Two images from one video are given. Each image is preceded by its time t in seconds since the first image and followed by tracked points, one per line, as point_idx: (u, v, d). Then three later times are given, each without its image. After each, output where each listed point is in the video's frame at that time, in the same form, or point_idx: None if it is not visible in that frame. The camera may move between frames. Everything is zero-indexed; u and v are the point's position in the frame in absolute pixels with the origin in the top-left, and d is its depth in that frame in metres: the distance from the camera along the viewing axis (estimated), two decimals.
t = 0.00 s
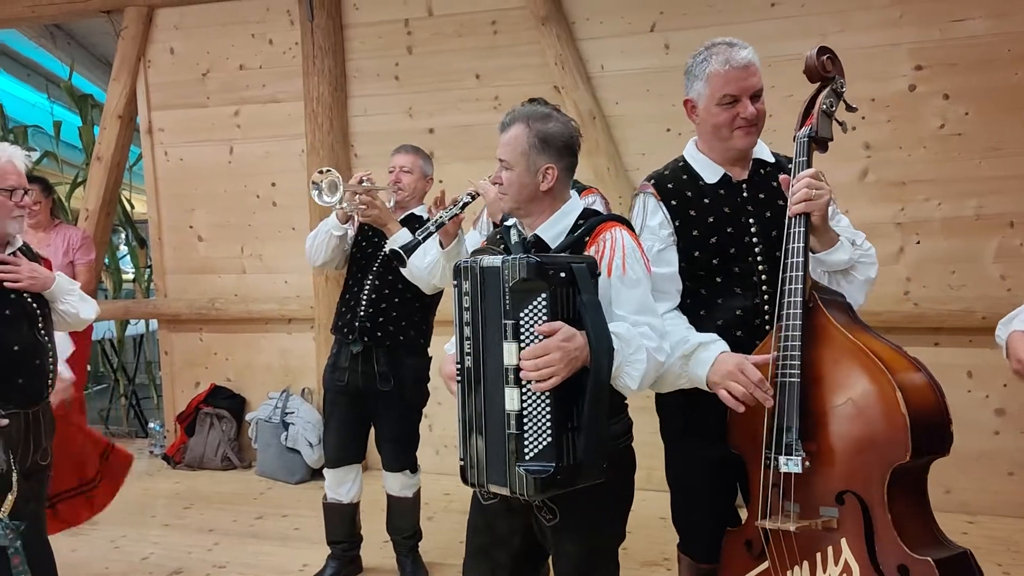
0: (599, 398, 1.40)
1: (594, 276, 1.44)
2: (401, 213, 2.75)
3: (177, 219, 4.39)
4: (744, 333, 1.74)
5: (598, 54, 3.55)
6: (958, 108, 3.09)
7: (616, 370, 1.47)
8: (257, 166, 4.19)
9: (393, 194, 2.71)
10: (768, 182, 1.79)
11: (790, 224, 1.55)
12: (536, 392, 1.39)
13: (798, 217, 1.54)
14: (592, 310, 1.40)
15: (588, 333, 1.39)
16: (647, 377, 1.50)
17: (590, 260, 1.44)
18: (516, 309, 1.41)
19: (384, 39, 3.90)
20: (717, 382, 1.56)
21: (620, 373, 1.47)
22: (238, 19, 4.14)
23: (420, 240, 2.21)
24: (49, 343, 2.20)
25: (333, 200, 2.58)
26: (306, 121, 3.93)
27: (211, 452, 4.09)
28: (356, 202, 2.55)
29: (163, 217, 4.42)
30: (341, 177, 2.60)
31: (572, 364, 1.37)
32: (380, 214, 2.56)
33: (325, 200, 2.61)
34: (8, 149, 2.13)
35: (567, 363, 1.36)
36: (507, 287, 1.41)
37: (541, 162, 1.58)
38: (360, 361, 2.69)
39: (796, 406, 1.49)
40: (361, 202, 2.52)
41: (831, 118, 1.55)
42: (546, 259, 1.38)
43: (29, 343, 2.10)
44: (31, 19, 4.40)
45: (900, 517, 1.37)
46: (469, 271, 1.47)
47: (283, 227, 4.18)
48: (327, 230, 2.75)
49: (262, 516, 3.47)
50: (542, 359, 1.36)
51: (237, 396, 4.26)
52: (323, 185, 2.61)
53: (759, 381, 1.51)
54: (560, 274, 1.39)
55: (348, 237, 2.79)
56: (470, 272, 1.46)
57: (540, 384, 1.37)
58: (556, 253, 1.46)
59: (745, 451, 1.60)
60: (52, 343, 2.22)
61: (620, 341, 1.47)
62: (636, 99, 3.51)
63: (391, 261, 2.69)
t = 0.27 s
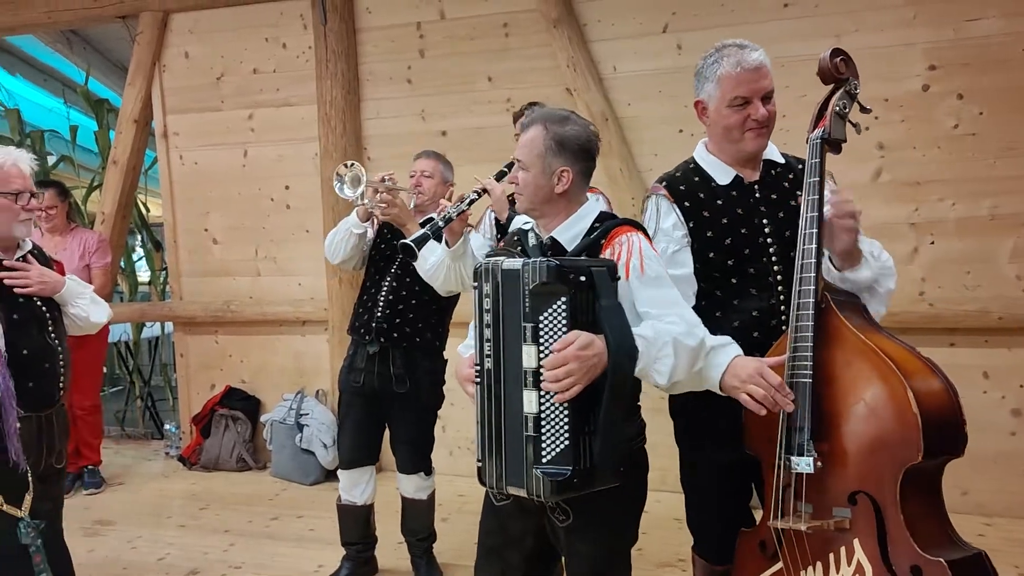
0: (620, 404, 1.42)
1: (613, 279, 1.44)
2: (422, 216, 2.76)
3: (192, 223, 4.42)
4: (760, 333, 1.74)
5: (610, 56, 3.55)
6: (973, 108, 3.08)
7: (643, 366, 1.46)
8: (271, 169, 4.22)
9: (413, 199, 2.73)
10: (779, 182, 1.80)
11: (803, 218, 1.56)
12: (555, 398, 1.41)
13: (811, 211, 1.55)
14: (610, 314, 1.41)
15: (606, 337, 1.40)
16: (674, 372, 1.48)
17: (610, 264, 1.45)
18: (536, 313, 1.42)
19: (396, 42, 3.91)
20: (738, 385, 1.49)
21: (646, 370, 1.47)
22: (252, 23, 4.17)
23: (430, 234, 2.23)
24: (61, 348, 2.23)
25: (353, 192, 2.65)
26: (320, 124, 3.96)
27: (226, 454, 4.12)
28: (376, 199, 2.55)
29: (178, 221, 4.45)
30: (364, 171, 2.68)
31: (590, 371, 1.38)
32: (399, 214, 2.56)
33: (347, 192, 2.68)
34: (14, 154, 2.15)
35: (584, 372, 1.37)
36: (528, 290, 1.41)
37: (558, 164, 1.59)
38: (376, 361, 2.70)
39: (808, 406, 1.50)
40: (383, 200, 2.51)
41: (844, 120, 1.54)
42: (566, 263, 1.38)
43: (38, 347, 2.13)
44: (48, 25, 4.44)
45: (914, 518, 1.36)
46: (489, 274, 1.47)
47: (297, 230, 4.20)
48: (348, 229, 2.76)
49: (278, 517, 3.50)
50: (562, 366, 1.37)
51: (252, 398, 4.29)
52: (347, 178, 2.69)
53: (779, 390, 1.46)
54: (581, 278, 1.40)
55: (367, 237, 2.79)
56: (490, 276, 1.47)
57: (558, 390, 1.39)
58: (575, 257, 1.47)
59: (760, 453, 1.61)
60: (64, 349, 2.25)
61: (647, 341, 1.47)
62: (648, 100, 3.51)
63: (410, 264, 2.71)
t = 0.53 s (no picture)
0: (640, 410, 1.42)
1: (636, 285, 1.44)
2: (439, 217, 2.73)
3: (207, 227, 4.45)
4: (776, 335, 1.73)
5: (623, 58, 3.55)
6: (990, 107, 3.05)
7: (665, 364, 1.45)
8: (286, 174, 4.24)
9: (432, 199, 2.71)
10: (793, 183, 1.80)
11: (819, 222, 1.55)
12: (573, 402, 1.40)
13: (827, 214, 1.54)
14: (631, 318, 1.41)
15: (627, 342, 1.39)
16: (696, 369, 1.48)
17: (632, 267, 1.44)
18: (555, 315, 1.42)
19: (409, 46, 3.93)
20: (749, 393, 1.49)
21: (669, 367, 1.46)
22: (266, 29, 4.19)
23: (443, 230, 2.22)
24: (65, 355, 2.23)
25: (369, 185, 2.64)
26: (333, 129, 3.97)
27: (242, 458, 4.13)
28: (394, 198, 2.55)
29: (194, 225, 4.48)
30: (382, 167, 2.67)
31: (610, 373, 1.38)
32: (416, 213, 2.55)
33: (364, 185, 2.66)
34: (15, 160, 2.14)
35: (605, 374, 1.37)
36: (547, 294, 1.41)
37: (575, 167, 1.58)
38: (393, 364, 2.71)
39: (824, 413, 1.48)
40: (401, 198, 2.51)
41: (860, 119, 1.53)
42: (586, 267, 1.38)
43: (42, 354, 2.14)
44: (65, 33, 4.49)
45: (931, 524, 1.36)
46: (510, 276, 1.46)
47: (311, 234, 4.22)
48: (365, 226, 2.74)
49: (293, 520, 3.51)
50: (583, 369, 1.36)
51: (267, 401, 4.31)
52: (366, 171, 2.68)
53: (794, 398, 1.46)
54: (601, 281, 1.40)
55: (384, 236, 2.78)
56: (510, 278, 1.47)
57: (577, 393, 1.38)
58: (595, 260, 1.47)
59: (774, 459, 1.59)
60: (69, 356, 2.25)
61: (669, 343, 1.45)
62: (662, 103, 3.51)
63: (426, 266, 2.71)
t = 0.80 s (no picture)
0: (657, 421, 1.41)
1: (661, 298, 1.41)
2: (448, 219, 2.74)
3: (220, 232, 4.48)
4: (790, 337, 1.72)
5: (633, 59, 3.53)
6: (1006, 106, 3.01)
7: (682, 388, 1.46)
8: (298, 178, 4.26)
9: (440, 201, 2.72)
10: (811, 184, 1.78)
11: (830, 220, 1.53)
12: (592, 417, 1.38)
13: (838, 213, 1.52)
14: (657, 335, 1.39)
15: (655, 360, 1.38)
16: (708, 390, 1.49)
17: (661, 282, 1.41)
18: (579, 328, 1.38)
19: (419, 50, 3.93)
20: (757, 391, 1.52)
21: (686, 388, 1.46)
22: (278, 34, 4.21)
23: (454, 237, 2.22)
24: (65, 363, 2.26)
25: (378, 197, 2.63)
26: (345, 133, 3.98)
27: (255, 461, 4.15)
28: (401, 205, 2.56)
29: (207, 230, 4.51)
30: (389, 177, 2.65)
31: (630, 392, 1.36)
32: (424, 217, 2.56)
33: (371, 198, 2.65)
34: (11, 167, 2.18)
35: (624, 394, 1.35)
36: (573, 305, 1.37)
37: (586, 172, 1.58)
38: (405, 367, 2.71)
39: (835, 415, 1.46)
40: (408, 204, 2.51)
41: (870, 119, 1.52)
42: (614, 280, 1.35)
43: (41, 361, 2.16)
44: (80, 40, 4.53)
45: (946, 532, 1.34)
46: (524, 284, 1.45)
47: (323, 237, 4.23)
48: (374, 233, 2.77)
49: (306, 523, 3.52)
50: (606, 387, 1.34)
51: (280, 404, 4.32)
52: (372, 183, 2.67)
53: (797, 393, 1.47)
54: (628, 296, 1.36)
55: (394, 240, 2.80)
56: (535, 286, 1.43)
57: (596, 409, 1.36)
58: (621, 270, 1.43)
59: (786, 462, 1.57)
60: (68, 364, 2.28)
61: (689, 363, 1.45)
62: (673, 104, 3.49)
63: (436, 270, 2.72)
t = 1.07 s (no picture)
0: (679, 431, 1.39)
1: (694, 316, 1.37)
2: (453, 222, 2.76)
3: (235, 236, 4.49)
4: (811, 336, 1.67)
5: (645, 59, 3.51)
6: None
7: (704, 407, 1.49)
8: (311, 182, 4.27)
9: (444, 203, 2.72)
10: (837, 183, 1.72)
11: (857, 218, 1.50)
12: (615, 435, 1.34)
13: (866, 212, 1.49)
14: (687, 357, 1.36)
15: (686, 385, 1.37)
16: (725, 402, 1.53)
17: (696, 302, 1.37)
18: (612, 344, 1.33)
19: (431, 52, 3.93)
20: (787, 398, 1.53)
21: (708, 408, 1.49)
22: (290, 38, 4.22)
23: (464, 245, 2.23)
24: (66, 370, 2.27)
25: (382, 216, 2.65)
26: (357, 136, 3.98)
27: (270, 464, 4.16)
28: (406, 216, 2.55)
29: (221, 234, 4.53)
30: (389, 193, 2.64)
31: (658, 417, 1.32)
32: (431, 225, 2.55)
33: (377, 217, 2.66)
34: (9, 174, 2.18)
35: (652, 418, 1.31)
36: (607, 322, 1.32)
37: (602, 181, 1.56)
38: (419, 370, 2.70)
39: (863, 417, 1.44)
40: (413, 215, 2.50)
41: (902, 114, 1.48)
42: (652, 300, 1.30)
43: (41, 369, 2.17)
44: (95, 46, 4.56)
45: (974, 537, 1.32)
46: (531, 289, 1.45)
47: (337, 241, 4.24)
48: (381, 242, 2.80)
49: (320, 526, 3.52)
50: (634, 407, 1.31)
51: (295, 408, 4.33)
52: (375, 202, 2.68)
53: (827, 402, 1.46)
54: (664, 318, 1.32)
55: (402, 247, 2.83)
56: (568, 294, 1.39)
57: (620, 428, 1.32)
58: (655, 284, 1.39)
59: (808, 464, 1.54)
60: (69, 372, 2.29)
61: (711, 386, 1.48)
62: (686, 103, 3.46)
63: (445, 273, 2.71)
